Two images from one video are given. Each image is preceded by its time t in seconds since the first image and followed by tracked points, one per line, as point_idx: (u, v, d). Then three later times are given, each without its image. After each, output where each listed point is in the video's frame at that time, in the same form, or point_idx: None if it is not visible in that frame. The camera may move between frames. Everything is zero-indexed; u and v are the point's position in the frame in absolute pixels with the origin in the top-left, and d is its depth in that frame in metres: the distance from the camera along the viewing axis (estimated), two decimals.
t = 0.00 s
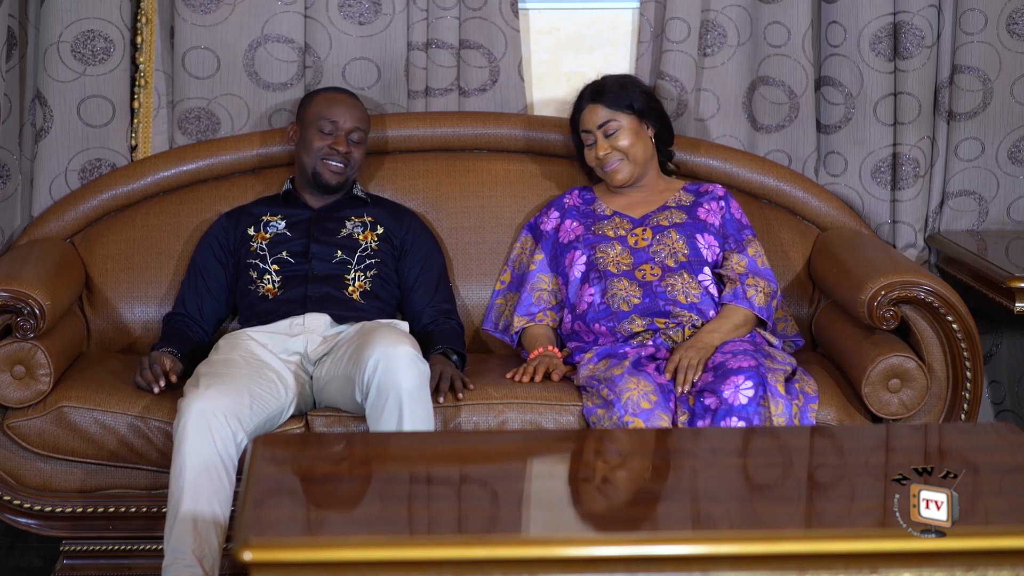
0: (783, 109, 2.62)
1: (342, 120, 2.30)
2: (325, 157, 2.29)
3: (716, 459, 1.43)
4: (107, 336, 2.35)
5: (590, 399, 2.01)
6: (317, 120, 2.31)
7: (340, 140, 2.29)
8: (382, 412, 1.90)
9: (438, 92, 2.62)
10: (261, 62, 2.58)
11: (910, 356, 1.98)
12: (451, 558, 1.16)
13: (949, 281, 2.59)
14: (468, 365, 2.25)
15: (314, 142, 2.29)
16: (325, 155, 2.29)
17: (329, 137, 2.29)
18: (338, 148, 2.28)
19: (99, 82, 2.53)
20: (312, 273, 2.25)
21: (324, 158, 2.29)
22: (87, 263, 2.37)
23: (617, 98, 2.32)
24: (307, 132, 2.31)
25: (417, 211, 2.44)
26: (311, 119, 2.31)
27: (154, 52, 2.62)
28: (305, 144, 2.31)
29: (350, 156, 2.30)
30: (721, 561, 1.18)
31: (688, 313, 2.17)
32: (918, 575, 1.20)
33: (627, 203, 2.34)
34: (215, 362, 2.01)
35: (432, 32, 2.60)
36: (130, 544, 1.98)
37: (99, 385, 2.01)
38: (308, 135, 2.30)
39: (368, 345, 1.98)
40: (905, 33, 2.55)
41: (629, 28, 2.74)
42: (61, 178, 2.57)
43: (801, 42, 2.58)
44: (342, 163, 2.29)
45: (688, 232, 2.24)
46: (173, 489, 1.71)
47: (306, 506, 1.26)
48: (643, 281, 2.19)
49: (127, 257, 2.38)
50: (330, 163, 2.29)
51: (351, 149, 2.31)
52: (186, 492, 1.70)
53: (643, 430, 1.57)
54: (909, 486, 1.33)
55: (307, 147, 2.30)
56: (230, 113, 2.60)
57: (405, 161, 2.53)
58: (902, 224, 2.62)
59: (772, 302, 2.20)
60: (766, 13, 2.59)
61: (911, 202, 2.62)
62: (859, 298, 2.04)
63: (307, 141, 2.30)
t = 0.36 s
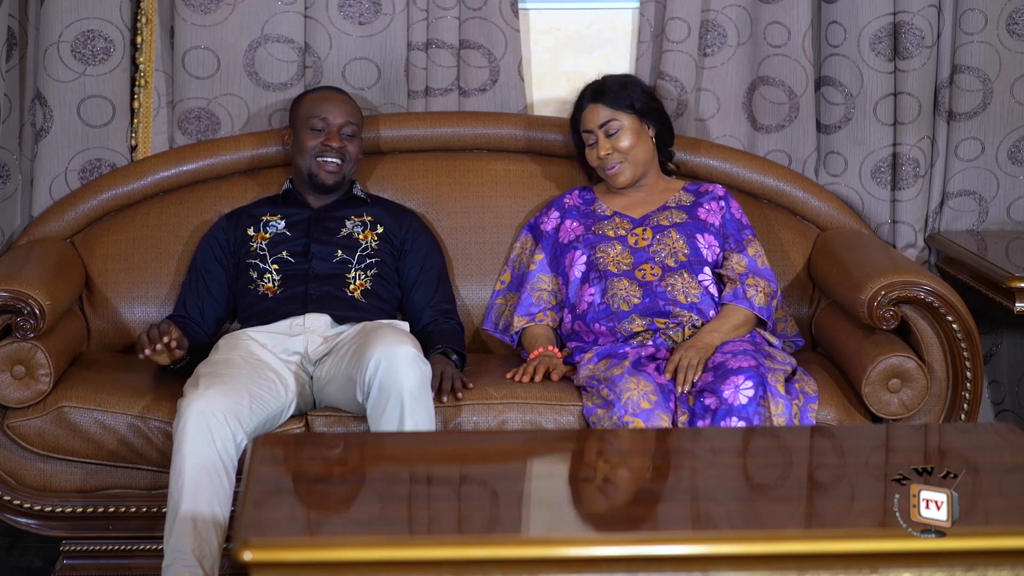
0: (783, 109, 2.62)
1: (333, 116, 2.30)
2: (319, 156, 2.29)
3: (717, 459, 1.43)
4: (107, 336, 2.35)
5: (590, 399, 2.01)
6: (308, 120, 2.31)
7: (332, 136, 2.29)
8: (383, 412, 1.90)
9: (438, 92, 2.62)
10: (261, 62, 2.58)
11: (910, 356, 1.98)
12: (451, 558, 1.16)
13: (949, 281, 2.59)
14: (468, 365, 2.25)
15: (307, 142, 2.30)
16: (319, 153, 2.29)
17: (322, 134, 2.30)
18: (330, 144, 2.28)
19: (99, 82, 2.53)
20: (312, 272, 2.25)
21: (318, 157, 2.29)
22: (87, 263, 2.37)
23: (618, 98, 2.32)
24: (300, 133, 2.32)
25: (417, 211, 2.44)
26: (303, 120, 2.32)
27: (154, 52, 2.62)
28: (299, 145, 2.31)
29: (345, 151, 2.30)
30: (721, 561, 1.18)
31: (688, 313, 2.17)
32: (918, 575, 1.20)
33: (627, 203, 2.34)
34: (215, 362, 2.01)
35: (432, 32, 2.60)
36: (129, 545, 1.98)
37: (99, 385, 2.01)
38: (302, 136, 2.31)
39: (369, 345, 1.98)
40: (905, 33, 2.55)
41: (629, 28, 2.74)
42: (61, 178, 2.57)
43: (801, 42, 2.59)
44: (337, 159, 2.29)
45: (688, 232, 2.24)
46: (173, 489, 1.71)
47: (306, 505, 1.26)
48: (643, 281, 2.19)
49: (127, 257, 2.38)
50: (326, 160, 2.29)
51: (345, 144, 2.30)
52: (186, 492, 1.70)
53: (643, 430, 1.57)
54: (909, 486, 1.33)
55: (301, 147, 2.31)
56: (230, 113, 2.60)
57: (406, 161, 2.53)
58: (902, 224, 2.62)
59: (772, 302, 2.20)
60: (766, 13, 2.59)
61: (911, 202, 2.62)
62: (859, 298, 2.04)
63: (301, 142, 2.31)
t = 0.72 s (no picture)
0: (783, 109, 2.62)
1: (333, 127, 2.28)
2: (316, 166, 2.28)
3: (716, 459, 1.43)
4: (107, 336, 2.35)
5: (589, 399, 2.01)
6: (309, 126, 2.29)
7: (331, 148, 2.28)
8: (383, 412, 1.90)
9: (438, 92, 2.62)
10: (261, 62, 2.58)
11: (910, 356, 1.98)
12: (451, 559, 1.16)
13: (949, 281, 2.59)
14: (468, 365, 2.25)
15: (305, 150, 2.28)
16: (316, 164, 2.28)
17: (321, 145, 2.28)
18: (328, 157, 2.27)
19: (99, 82, 2.53)
20: (312, 273, 2.25)
21: (316, 167, 2.28)
22: (87, 263, 2.37)
23: (619, 96, 2.31)
24: (300, 138, 2.30)
25: (416, 211, 2.44)
26: (304, 123, 2.30)
27: (154, 52, 2.62)
28: (298, 150, 2.30)
29: (342, 163, 2.29)
30: (721, 561, 1.18)
31: (688, 313, 2.17)
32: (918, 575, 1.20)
33: (627, 203, 2.34)
34: (215, 362, 2.01)
35: (432, 32, 2.60)
36: (130, 544, 1.98)
37: (99, 385, 2.01)
38: (300, 142, 2.30)
39: (370, 345, 1.98)
40: (905, 33, 2.55)
41: (629, 28, 2.74)
42: (61, 178, 2.57)
43: (801, 42, 2.59)
44: (334, 171, 2.29)
45: (688, 232, 2.24)
46: (173, 490, 1.71)
47: (306, 506, 1.26)
48: (643, 281, 2.19)
49: (127, 256, 2.38)
50: (322, 171, 2.29)
51: (343, 156, 2.29)
52: (186, 492, 1.70)
53: (643, 430, 1.57)
54: (909, 486, 1.33)
55: (300, 153, 2.30)
56: (230, 113, 2.60)
57: (406, 161, 2.53)
58: (902, 224, 2.62)
59: (772, 302, 2.20)
60: (766, 13, 2.59)
61: (911, 202, 2.62)
62: (859, 298, 2.04)
63: (300, 148, 2.30)
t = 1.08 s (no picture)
0: (783, 109, 2.62)
1: (340, 125, 2.29)
2: (322, 163, 2.28)
3: (716, 459, 1.43)
4: (107, 336, 2.35)
5: (590, 399, 2.01)
6: (316, 124, 2.30)
7: (338, 146, 2.28)
8: (384, 412, 1.90)
9: (438, 92, 2.62)
10: (261, 62, 2.58)
11: (910, 356, 1.98)
12: (451, 559, 1.16)
13: (949, 281, 2.59)
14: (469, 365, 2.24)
15: (312, 147, 2.29)
16: (322, 161, 2.28)
17: (327, 142, 2.29)
18: (335, 155, 2.28)
19: (99, 82, 2.53)
20: (312, 273, 2.25)
21: (321, 164, 2.29)
22: (87, 263, 2.37)
23: (616, 89, 2.34)
24: (305, 136, 2.30)
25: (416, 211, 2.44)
26: (310, 121, 2.31)
27: (154, 52, 2.62)
28: (303, 148, 2.30)
29: (348, 162, 2.30)
30: (721, 561, 1.18)
31: (688, 313, 2.17)
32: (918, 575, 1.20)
33: (627, 203, 2.34)
34: (215, 362, 2.01)
35: (432, 32, 2.60)
36: (129, 544, 1.98)
37: (99, 385, 2.01)
38: (307, 139, 2.30)
39: (370, 345, 1.98)
40: (905, 33, 2.55)
41: (629, 28, 2.74)
42: (61, 178, 2.57)
43: (801, 43, 2.59)
44: (340, 169, 2.29)
45: (688, 233, 2.24)
46: (173, 490, 1.71)
47: (306, 506, 1.26)
48: (643, 281, 2.19)
49: (127, 256, 2.38)
50: (328, 169, 2.29)
51: (349, 155, 2.30)
52: (186, 492, 1.70)
53: (643, 430, 1.57)
54: (909, 486, 1.33)
55: (306, 150, 2.30)
56: (230, 113, 2.60)
57: (406, 162, 2.53)
58: (902, 224, 2.62)
59: (772, 303, 2.20)
60: (766, 13, 2.59)
61: (911, 202, 2.62)
62: (859, 298, 2.04)
63: (305, 145, 2.30)
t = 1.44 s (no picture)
0: (783, 109, 2.62)
1: (359, 124, 2.32)
2: (340, 160, 2.30)
3: (716, 459, 1.43)
4: (107, 336, 2.35)
5: (589, 399, 2.01)
6: (334, 121, 2.31)
7: (357, 144, 2.31)
8: (384, 412, 1.90)
9: (438, 92, 2.62)
10: (261, 62, 2.58)
11: (910, 356, 1.98)
12: (451, 559, 1.16)
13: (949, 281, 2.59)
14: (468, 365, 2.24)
15: (330, 143, 2.30)
16: (341, 157, 2.30)
17: (346, 140, 2.31)
18: (354, 151, 2.30)
19: (99, 82, 2.53)
20: (312, 273, 2.25)
21: (338, 161, 2.30)
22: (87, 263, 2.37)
23: (615, 90, 2.34)
24: (323, 132, 2.31)
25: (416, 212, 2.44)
26: (327, 119, 2.32)
27: (154, 52, 2.62)
28: (321, 144, 2.31)
29: (365, 160, 2.32)
30: (721, 561, 1.18)
31: (688, 313, 2.17)
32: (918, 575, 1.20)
33: (626, 203, 2.34)
34: (215, 362, 2.01)
35: (432, 32, 2.60)
36: (129, 544, 1.98)
37: (99, 385, 2.01)
38: (325, 135, 2.31)
39: (370, 345, 1.98)
40: (905, 33, 2.55)
41: (629, 28, 2.74)
42: (61, 178, 2.57)
43: (801, 42, 2.58)
44: (357, 167, 2.31)
45: (688, 233, 2.24)
46: (173, 490, 1.71)
47: (306, 505, 1.26)
48: (643, 281, 2.19)
49: (127, 256, 2.38)
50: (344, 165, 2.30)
51: (366, 153, 2.32)
52: (186, 492, 1.70)
53: (643, 430, 1.57)
54: (909, 486, 1.33)
55: (323, 147, 2.31)
56: (230, 113, 2.60)
57: (406, 162, 2.53)
58: (902, 224, 2.62)
59: (772, 303, 2.20)
60: (766, 13, 2.59)
61: (911, 202, 2.62)
62: (859, 298, 2.04)
63: (323, 142, 2.31)
